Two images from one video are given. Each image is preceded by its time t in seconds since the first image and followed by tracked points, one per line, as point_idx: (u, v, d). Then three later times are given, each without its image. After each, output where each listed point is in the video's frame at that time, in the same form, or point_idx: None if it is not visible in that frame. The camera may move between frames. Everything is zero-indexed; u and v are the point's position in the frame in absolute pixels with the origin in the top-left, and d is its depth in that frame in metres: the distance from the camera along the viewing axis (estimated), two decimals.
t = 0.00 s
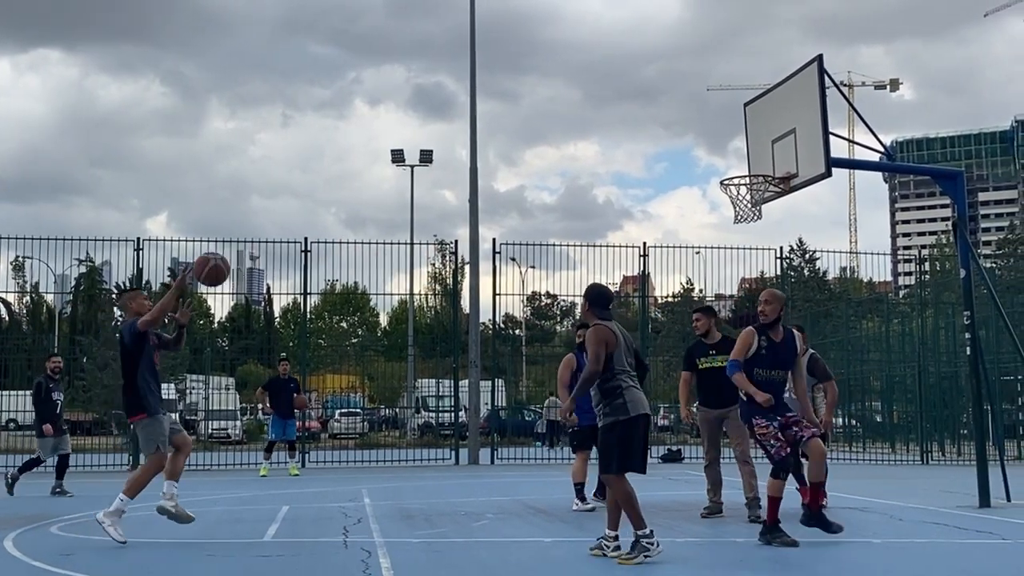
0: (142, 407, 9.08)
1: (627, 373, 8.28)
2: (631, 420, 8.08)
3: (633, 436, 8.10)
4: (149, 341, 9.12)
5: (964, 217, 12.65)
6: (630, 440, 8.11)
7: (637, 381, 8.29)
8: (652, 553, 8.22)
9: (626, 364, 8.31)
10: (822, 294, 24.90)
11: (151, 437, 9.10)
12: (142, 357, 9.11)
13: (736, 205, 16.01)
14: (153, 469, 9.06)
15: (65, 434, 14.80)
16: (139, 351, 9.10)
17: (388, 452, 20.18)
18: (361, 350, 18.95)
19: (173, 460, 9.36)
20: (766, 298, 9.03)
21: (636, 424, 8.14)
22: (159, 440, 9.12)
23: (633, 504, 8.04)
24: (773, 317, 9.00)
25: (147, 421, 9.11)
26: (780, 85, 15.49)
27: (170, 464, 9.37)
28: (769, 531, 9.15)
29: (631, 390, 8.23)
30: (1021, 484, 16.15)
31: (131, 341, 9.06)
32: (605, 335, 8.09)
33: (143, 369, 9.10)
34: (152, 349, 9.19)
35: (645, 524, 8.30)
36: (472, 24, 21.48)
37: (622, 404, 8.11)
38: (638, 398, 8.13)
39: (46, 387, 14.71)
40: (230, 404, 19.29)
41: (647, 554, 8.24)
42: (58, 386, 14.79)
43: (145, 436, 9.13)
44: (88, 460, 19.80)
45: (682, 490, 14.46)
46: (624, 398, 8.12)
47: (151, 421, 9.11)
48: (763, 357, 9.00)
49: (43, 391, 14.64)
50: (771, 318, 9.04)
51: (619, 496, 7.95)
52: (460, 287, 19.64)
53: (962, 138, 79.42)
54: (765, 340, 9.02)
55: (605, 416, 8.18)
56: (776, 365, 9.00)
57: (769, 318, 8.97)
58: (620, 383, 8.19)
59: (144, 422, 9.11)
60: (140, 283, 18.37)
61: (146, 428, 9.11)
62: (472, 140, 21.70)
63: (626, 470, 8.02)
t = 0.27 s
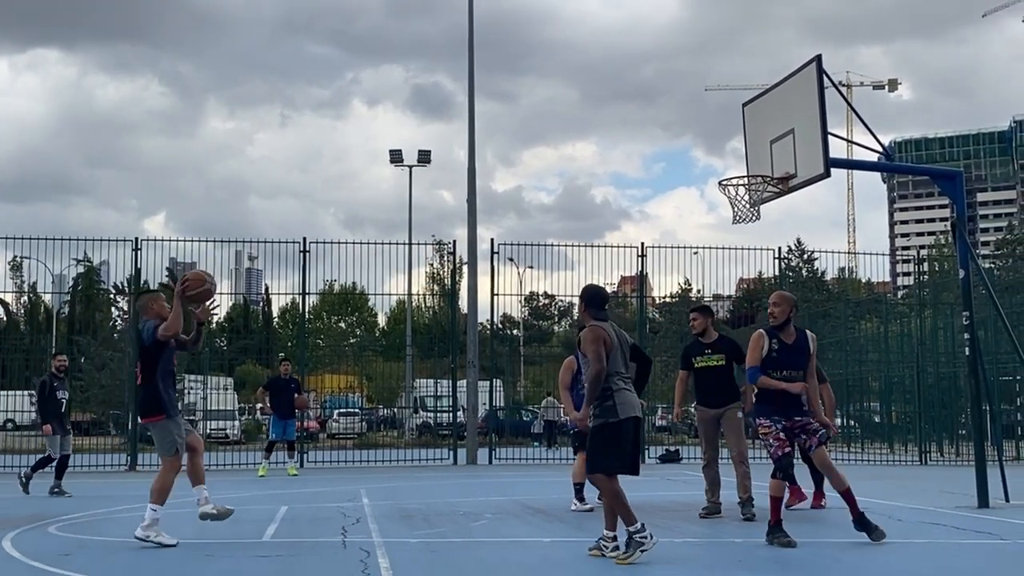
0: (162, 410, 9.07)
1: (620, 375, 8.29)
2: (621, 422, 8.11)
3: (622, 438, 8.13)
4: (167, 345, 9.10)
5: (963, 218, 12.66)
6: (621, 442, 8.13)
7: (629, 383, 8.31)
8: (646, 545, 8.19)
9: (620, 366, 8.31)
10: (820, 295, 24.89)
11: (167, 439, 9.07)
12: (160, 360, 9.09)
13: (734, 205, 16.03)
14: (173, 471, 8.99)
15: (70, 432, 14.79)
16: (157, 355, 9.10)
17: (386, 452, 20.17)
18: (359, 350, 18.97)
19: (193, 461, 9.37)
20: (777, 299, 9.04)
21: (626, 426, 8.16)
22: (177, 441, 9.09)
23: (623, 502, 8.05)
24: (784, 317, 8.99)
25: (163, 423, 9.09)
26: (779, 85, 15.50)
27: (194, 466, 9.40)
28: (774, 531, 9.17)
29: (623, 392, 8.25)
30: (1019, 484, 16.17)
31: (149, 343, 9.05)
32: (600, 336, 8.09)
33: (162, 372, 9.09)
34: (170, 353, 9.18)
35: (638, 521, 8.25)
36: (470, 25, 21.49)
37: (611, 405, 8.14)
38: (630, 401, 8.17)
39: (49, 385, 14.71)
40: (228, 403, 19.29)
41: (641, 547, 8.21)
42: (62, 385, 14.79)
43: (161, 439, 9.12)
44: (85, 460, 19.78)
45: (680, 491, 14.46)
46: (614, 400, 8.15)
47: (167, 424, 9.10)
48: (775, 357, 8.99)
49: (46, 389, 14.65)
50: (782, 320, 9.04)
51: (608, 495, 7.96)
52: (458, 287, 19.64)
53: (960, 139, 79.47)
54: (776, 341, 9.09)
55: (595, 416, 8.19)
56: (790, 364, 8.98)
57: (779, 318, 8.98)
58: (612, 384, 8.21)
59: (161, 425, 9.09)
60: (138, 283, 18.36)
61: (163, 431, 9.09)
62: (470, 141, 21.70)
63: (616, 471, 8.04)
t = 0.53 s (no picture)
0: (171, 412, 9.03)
1: (616, 375, 8.30)
2: (615, 422, 8.14)
3: (616, 438, 8.16)
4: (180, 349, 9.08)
5: (963, 218, 12.67)
6: (613, 441, 8.16)
7: (625, 384, 8.32)
8: (642, 539, 8.23)
9: (617, 367, 8.33)
10: (820, 295, 24.89)
11: (177, 441, 9.03)
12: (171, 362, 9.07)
13: (734, 205, 16.06)
14: (182, 472, 9.00)
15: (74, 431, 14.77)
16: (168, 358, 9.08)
17: (386, 451, 20.18)
18: (359, 350, 18.99)
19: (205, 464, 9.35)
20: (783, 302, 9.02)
21: (620, 427, 8.19)
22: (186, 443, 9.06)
23: (616, 501, 8.09)
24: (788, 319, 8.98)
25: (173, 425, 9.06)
26: (778, 86, 15.50)
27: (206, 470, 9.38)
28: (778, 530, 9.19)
29: (619, 392, 8.26)
30: (1018, 484, 16.18)
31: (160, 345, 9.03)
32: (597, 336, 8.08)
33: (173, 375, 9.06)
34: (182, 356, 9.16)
35: (631, 516, 8.29)
36: (470, 25, 21.51)
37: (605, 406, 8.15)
38: (625, 402, 8.19)
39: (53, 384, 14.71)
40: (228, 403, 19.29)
41: (637, 543, 8.24)
42: (66, 384, 14.81)
43: (170, 441, 9.09)
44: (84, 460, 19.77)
45: (680, 491, 14.46)
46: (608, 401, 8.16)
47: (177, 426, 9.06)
48: (781, 360, 8.95)
49: (50, 388, 14.65)
50: (788, 322, 9.02)
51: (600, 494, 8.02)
52: (457, 287, 19.64)
53: (959, 140, 79.49)
54: (781, 344, 9.05)
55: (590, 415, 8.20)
56: (796, 367, 8.94)
57: (783, 320, 8.98)
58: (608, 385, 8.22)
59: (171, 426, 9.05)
60: (138, 283, 18.36)
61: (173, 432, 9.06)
62: (470, 141, 21.71)
63: (609, 470, 8.09)
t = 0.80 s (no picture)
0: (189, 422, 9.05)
1: (612, 375, 8.31)
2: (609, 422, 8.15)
3: (611, 437, 8.18)
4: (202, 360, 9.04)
5: (964, 218, 12.69)
6: (605, 439, 8.19)
7: (623, 383, 8.32)
8: (636, 533, 8.18)
9: (614, 366, 8.34)
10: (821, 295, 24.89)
11: (195, 450, 9.07)
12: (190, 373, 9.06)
13: (735, 205, 16.08)
14: (198, 480, 9.09)
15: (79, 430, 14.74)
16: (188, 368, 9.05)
17: (387, 451, 20.19)
18: (360, 350, 18.98)
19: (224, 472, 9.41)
20: (791, 310, 9.00)
21: (616, 426, 8.19)
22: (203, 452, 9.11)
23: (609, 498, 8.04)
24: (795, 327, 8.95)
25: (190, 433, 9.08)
26: (779, 86, 15.50)
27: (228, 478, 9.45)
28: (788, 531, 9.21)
29: (614, 392, 8.27)
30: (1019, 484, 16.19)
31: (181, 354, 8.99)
32: (594, 336, 8.10)
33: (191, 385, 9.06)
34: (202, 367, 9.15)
35: (622, 511, 8.28)
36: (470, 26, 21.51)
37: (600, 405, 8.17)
38: (620, 401, 8.19)
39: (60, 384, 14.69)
40: (229, 403, 19.29)
41: (632, 536, 8.19)
42: (75, 383, 14.80)
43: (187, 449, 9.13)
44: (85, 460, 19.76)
45: (680, 491, 14.46)
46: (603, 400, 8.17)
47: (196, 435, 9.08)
48: (790, 370, 8.93)
49: (58, 387, 14.63)
50: (796, 330, 8.99)
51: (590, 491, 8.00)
52: (457, 287, 19.62)
53: (959, 140, 79.50)
54: (790, 354, 9.04)
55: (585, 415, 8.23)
56: (808, 376, 8.89)
57: (790, 329, 8.97)
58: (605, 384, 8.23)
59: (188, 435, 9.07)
60: (139, 283, 18.35)
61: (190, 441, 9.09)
62: (470, 142, 21.72)
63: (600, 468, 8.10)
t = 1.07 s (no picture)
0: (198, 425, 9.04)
1: (610, 375, 8.30)
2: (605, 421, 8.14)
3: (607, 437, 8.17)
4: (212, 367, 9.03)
5: (965, 218, 12.68)
6: (601, 438, 8.17)
7: (622, 383, 8.32)
8: (628, 533, 8.13)
9: (612, 365, 8.33)
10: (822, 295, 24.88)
11: (204, 452, 9.06)
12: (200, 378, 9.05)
13: (736, 205, 16.08)
14: (205, 482, 9.09)
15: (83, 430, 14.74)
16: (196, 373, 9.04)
17: (387, 451, 20.19)
18: (360, 350, 18.97)
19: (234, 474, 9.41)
20: (794, 313, 8.97)
21: (612, 425, 8.18)
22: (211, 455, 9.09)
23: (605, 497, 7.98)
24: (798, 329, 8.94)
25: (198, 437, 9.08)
26: (780, 86, 15.49)
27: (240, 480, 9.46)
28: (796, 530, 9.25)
29: (612, 392, 8.27)
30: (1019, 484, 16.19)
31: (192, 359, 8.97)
32: (593, 336, 8.11)
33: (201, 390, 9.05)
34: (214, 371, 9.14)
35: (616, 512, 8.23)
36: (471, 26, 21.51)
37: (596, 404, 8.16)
38: (616, 401, 8.19)
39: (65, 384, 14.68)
40: (229, 403, 19.30)
41: (625, 537, 8.14)
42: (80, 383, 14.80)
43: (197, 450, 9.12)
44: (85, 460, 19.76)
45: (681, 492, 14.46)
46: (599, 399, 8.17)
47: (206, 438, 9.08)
48: (795, 372, 8.92)
49: (62, 388, 14.63)
50: (799, 332, 8.97)
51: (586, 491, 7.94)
52: (456, 287, 19.61)
53: (959, 141, 79.51)
54: (794, 356, 8.99)
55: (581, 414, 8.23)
56: (812, 379, 8.89)
57: (793, 331, 8.96)
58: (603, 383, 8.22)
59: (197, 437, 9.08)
60: (140, 282, 18.35)
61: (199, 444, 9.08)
62: (470, 141, 21.72)
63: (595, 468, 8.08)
